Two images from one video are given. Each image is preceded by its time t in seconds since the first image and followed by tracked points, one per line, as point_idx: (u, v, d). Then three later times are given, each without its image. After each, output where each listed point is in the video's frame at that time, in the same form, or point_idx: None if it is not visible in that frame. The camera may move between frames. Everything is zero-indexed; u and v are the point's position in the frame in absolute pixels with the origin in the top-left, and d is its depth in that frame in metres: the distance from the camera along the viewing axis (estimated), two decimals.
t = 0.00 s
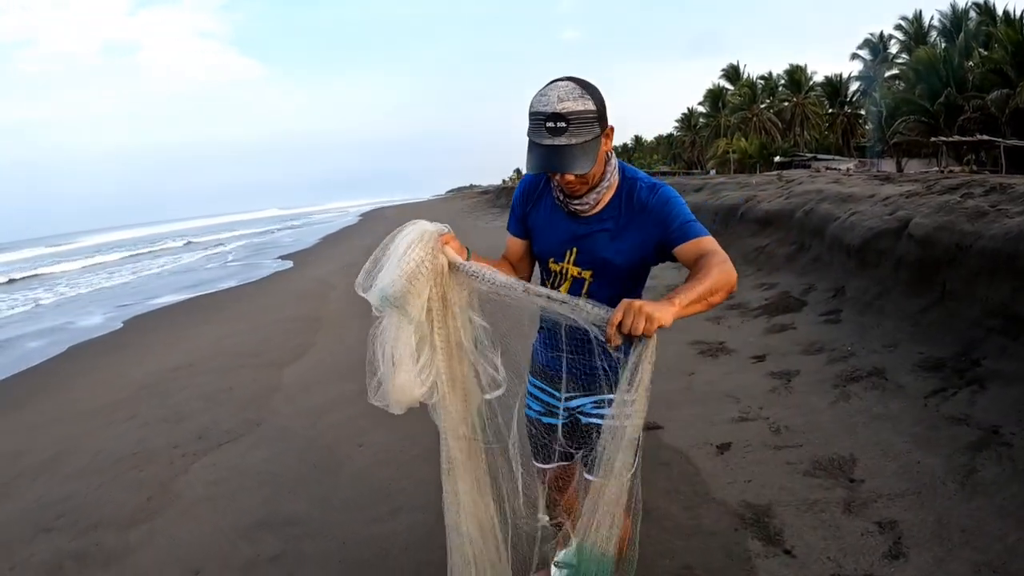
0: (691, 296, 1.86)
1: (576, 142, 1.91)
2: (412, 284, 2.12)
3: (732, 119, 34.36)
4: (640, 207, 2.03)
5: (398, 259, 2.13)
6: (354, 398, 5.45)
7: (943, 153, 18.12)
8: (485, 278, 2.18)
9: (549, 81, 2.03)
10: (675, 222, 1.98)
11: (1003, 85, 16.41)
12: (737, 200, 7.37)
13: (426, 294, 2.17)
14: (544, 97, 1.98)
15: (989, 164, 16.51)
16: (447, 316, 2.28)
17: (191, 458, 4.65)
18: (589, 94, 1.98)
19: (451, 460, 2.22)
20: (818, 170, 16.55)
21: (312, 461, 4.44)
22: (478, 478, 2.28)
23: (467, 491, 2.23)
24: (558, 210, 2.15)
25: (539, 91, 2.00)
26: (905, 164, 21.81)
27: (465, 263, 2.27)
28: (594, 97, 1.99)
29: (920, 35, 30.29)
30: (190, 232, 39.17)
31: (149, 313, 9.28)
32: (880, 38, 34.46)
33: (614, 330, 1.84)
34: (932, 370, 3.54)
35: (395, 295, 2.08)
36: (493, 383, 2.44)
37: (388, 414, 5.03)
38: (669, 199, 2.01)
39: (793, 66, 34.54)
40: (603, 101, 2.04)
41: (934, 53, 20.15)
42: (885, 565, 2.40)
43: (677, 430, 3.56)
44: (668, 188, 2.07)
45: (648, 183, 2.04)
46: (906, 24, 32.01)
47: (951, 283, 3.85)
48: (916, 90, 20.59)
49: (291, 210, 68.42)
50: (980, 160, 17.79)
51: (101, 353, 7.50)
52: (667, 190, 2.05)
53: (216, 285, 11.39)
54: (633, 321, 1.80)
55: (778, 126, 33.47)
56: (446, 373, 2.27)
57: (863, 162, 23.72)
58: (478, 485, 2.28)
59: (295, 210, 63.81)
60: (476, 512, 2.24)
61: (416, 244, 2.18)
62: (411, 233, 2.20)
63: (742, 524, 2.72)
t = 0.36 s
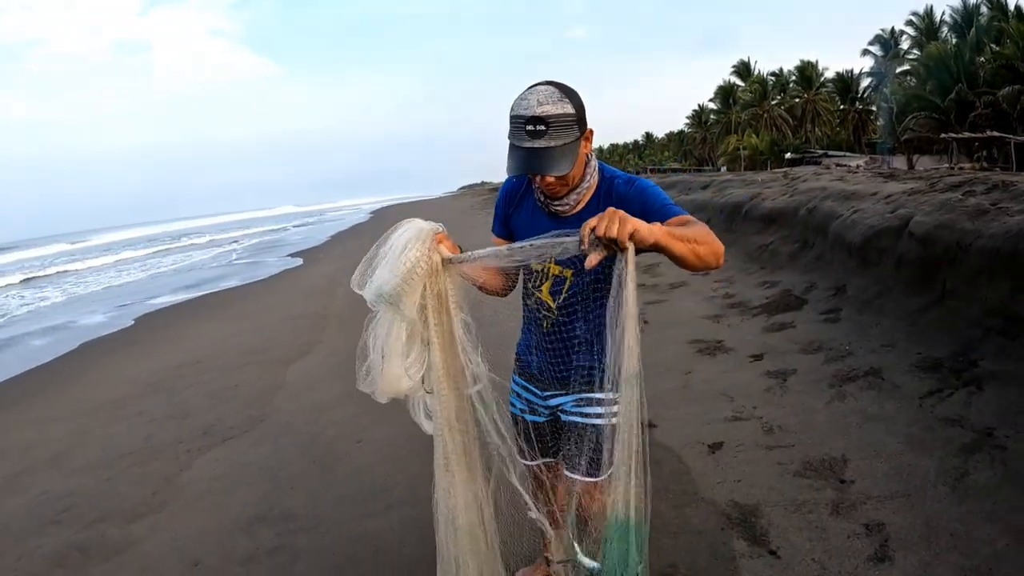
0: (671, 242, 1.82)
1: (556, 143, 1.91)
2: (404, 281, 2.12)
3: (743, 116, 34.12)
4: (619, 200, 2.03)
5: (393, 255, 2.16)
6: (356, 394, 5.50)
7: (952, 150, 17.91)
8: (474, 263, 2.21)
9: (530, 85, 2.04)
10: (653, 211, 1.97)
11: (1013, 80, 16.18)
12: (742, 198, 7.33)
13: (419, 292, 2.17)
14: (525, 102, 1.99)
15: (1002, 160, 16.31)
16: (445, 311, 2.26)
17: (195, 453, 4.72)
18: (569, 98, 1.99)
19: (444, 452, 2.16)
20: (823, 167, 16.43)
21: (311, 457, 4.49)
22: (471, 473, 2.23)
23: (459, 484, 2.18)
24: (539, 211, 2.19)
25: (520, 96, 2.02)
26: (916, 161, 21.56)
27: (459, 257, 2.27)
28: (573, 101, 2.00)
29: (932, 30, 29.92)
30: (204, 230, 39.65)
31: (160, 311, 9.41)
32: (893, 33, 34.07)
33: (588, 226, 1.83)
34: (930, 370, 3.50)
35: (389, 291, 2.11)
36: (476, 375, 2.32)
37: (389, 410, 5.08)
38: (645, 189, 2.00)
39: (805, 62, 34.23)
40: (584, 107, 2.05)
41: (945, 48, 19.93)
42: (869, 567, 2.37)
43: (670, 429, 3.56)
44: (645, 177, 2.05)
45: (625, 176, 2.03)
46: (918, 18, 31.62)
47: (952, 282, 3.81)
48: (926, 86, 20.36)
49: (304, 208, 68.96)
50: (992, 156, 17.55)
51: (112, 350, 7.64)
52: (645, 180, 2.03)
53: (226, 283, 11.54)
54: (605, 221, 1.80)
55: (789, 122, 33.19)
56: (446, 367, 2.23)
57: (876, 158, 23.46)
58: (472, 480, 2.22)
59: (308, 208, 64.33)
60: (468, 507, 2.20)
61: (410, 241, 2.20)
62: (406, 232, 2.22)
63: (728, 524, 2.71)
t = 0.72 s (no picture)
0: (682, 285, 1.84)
1: (546, 140, 1.90)
2: (405, 293, 2.08)
3: (746, 114, 34.03)
4: (606, 204, 2.00)
5: (392, 266, 2.11)
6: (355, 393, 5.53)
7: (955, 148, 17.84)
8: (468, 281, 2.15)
9: (519, 87, 2.04)
10: (639, 218, 1.96)
11: (1016, 77, 16.10)
12: (742, 197, 7.32)
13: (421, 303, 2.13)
14: (514, 103, 1.99)
15: (1005, 158, 16.22)
16: (446, 321, 2.22)
17: (195, 450, 4.75)
18: (558, 99, 2.00)
19: (441, 456, 2.17)
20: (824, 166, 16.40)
21: (309, 454, 4.52)
22: (470, 476, 2.23)
23: (456, 487, 2.18)
24: (527, 212, 2.14)
25: (509, 98, 2.02)
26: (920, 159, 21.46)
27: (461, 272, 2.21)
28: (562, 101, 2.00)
29: (936, 27, 29.78)
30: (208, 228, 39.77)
31: (163, 310, 9.46)
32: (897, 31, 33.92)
33: (633, 300, 1.70)
34: (924, 370, 3.48)
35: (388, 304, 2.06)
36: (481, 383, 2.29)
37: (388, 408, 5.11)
38: (633, 197, 1.98)
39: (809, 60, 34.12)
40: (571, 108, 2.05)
41: (948, 46, 19.85)
42: (856, 567, 2.37)
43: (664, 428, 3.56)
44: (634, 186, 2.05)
45: (612, 183, 2.02)
46: (922, 15, 31.48)
47: (948, 281, 3.79)
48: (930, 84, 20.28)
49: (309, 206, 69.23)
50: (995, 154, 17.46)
51: (116, 349, 7.69)
52: (633, 188, 2.02)
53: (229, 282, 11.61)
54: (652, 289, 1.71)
55: (793, 120, 33.07)
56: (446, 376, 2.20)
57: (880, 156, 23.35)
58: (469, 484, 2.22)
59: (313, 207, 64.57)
60: (465, 510, 2.21)
61: (410, 252, 2.14)
62: (406, 243, 2.17)
63: (716, 523, 2.72)
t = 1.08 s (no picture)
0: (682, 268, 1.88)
1: (558, 145, 1.87)
2: (401, 302, 2.02)
3: (746, 112, 34.03)
4: (617, 207, 1.99)
5: (388, 275, 2.04)
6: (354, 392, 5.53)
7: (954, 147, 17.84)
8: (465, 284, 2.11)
9: (532, 88, 2.01)
10: (650, 221, 1.95)
11: (1017, 77, 16.10)
12: (741, 196, 7.32)
13: (416, 312, 2.08)
14: (526, 105, 1.96)
15: (1005, 157, 16.22)
16: (443, 328, 2.19)
17: (195, 449, 4.76)
18: (571, 103, 1.97)
19: (439, 463, 2.15)
20: (823, 165, 16.40)
21: (308, 453, 4.51)
22: (466, 479, 2.22)
23: (452, 491, 2.17)
24: (535, 212, 2.11)
25: (522, 99, 1.99)
26: (920, 159, 21.47)
27: (459, 280, 2.14)
28: (576, 106, 1.96)
29: (936, 26, 29.79)
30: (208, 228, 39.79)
31: (163, 309, 9.47)
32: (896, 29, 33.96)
33: (629, 270, 1.74)
34: (921, 369, 3.48)
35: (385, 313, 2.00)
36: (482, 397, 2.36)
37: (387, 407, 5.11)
38: (644, 200, 1.97)
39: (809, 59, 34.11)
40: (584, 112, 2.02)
41: (948, 45, 19.87)
42: (851, 566, 2.37)
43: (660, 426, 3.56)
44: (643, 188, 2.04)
45: (623, 186, 2.00)
46: (922, 15, 31.49)
47: (945, 281, 3.80)
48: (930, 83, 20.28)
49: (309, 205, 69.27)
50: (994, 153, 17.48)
51: (116, 348, 7.71)
52: (642, 191, 2.01)
53: (228, 282, 11.62)
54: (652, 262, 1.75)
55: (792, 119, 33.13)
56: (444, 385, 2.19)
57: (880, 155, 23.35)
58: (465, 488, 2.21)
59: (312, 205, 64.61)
60: (463, 513, 2.20)
61: (406, 260, 2.08)
62: (400, 250, 2.11)
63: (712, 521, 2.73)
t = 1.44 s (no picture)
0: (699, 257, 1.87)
1: (568, 151, 1.87)
2: (417, 324, 2.09)
3: (745, 111, 34.02)
4: (627, 205, 1.99)
5: (405, 296, 2.11)
6: (354, 391, 5.53)
7: (953, 146, 17.86)
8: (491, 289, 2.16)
9: (542, 91, 1.99)
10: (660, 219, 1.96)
11: (1016, 76, 16.11)
12: (740, 195, 7.33)
13: (431, 331, 2.14)
14: (536, 108, 1.94)
15: (1004, 156, 16.24)
16: (455, 344, 2.24)
17: (194, 449, 4.75)
18: (581, 106, 1.95)
19: (448, 478, 2.16)
20: (822, 164, 16.40)
21: (307, 453, 4.51)
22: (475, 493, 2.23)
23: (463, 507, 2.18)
24: (543, 213, 2.10)
25: (531, 102, 1.97)
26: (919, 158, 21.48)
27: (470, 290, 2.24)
28: (586, 110, 1.95)
29: (935, 26, 29.82)
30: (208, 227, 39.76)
31: (163, 309, 9.46)
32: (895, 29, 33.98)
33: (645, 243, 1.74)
34: (920, 369, 3.49)
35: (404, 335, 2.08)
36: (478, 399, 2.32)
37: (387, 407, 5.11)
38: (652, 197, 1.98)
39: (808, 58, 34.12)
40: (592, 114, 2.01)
41: (947, 45, 19.88)
42: (850, 566, 2.37)
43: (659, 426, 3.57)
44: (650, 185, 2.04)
45: (632, 184, 2.00)
46: (920, 14, 31.51)
47: (944, 281, 3.80)
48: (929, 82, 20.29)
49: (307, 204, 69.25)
50: (992, 153, 17.49)
51: (115, 348, 7.69)
52: (650, 188, 2.01)
53: (227, 281, 11.61)
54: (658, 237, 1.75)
55: (790, 118, 33.14)
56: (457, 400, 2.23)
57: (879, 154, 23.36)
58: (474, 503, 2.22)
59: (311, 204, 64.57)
60: (468, 523, 2.20)
61: (420, 277, 2.14)
62: (414, 270, 2.16)
63: (712, 521, 2.73)
